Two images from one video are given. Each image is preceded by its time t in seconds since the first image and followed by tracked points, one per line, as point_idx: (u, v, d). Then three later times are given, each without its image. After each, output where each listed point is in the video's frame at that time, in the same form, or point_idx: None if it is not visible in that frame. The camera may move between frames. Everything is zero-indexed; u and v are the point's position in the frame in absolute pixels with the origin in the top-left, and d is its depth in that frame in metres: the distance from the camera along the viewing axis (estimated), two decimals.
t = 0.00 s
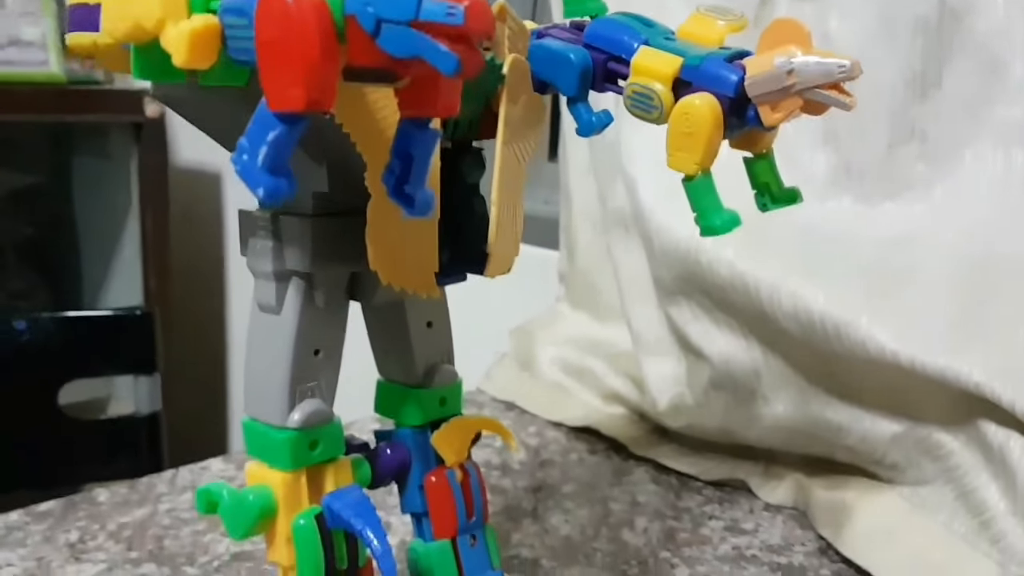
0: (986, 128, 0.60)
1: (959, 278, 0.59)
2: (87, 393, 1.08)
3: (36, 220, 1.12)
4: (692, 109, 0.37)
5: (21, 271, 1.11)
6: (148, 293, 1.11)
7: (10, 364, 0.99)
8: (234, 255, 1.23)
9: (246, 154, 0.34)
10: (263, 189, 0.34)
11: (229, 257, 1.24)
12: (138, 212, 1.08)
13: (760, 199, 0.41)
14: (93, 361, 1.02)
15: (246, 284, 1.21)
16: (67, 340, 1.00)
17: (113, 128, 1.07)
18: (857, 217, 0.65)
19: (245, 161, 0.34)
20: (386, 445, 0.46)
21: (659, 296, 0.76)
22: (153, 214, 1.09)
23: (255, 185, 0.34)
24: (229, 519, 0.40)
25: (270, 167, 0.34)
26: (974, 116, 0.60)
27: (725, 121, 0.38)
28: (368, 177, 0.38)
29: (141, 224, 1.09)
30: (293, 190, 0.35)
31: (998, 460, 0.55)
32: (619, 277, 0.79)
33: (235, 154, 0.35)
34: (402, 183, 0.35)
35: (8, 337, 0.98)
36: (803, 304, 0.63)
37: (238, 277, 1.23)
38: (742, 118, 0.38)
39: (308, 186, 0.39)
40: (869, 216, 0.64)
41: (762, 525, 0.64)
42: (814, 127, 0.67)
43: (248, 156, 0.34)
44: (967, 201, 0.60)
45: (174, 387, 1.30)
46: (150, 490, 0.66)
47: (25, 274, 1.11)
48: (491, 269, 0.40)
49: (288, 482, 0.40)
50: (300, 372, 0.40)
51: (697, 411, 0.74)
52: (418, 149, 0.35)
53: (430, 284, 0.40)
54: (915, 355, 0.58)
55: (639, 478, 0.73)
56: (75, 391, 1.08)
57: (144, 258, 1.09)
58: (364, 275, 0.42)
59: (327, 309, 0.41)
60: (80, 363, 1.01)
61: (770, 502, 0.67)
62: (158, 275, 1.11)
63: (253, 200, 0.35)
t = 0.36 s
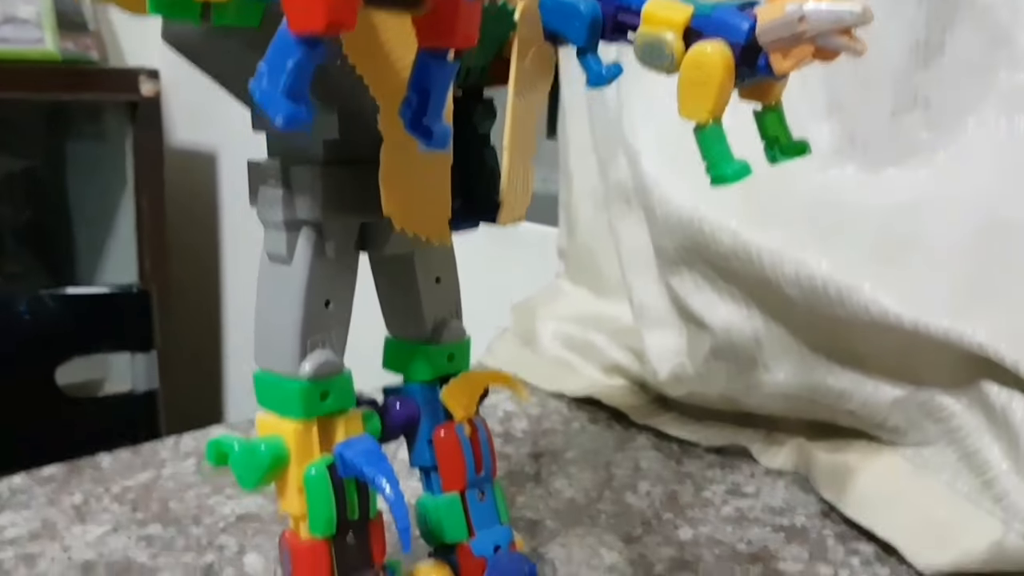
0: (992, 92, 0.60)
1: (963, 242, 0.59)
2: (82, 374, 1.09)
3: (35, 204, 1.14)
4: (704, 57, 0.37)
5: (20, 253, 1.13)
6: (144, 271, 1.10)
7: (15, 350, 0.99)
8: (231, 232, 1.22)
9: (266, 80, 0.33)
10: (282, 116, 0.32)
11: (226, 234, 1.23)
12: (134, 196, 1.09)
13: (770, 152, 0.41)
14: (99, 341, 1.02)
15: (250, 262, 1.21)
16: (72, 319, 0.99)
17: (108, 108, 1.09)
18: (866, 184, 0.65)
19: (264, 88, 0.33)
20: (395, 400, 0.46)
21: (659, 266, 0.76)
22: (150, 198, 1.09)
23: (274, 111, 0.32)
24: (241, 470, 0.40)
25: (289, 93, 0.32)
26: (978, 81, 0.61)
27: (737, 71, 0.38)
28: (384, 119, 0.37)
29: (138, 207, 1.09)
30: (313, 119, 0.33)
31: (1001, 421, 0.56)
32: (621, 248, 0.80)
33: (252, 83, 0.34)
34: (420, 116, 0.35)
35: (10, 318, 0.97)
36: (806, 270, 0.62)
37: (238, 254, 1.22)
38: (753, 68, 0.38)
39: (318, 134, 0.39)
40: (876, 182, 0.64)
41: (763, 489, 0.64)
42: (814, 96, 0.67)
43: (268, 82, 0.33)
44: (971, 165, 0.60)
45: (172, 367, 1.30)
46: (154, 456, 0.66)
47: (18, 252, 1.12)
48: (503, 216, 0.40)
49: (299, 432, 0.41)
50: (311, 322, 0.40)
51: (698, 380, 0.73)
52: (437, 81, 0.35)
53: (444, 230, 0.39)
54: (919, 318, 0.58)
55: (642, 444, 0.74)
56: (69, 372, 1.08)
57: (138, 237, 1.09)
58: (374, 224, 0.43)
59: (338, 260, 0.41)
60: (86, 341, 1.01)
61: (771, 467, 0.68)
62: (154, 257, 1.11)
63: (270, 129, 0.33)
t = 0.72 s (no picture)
0: (995, 61, 0.60)
1: (966, 209, 0.59)
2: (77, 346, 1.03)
3: (26, 172, 1.12)
4: (718, 2, 0.36)
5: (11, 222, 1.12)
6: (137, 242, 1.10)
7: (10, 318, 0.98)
8: (224, 202, 1.20)
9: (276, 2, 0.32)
10: (292, 40, 0.32)
11: (218, 204, 1.21)
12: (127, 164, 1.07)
13: (781, 105, 0.41)
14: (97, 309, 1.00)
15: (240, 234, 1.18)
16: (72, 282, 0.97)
17: (99, 76, 1.08)
18: (867, 151, 0.64)
19: (275, 10, 0.32)
20: (397, 354, 0.46)
21: (660, 233, 0.75)
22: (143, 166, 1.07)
23: (285, 34, 0.32)
24: (243, 419, 0.40)
25: (301, 16, 0.32)
26: (984, 48, 0.60)
27: (750, 19, 0.38)
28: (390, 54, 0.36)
29: (131, 176, 1.07)
30: (324, 44, 0.33)
31: (1001, 387, 0.57)
32: (620, 215, 0.79)
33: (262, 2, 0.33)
34: (432, 47, 0.34)
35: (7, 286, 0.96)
36: (809, 236, 0.62)
37: (229, 225, 1.20)
38: (766, 17, 0.38)
39: (325, 77, 0.38)
40: (877, 149, 0.63)
41: (762, 454, 0.65)
42: (818, 61, 0.66)
43: (279, 5, 0.32)
44: (975, 132, 0.60)
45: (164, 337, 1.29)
46: (150, 416, 0.65)
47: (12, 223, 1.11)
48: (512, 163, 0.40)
49: (302, 382, 0.40)
50: (314, 270, 0.40)
51: (697, 348, 0.73)
52: (451, 8, 0.34)
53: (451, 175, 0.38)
54: (922, 283, 0.58)
55: (640, 411, 0.74)
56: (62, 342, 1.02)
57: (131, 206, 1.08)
58: (379, 172, 0.42)
59: (342, 208, 0.40)
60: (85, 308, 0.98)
61: (770, 433, 0.68)
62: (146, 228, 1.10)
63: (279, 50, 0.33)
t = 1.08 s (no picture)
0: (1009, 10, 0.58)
1: (976, 162, 0.58)
2: (75, 314, 1.00)
3: (24, 135, 1.09)
4: None
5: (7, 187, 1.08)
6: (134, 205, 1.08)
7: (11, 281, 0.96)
8: (222, 165, 1.19)
9: None
10: None
11: (217, 167, 1.20)
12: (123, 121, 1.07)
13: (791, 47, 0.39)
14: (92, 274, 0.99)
15: (241, 196, 1.18)
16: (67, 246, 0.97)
17: (95, 36, 1.06)
18: (876, 106, 0.62)
19: None
20: (396, 306, 0.45)
21: (663, 191, 0.74)
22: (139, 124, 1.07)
23: None
24: (238, 370, 0.39)
25: None
26: None
27: None
28: None
29: (127, 132, 1.06)
30: None
31: (1012, 342, 0.56)
32: (623, 173, 0.78)
33: None
34: None
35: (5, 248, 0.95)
36: (816, 191, 0.61)
37: (228, 189, 1.19)
38: None
39: (319, 12, 0.37)
40: (886, 103, 0.62)
41: (767, 412, 0.64)
42: (826, 12, 0.65)
43: None
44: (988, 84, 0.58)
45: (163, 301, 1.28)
46: (147, 374, 0.64)
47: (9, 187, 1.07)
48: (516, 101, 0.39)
49: (299, 333, 0.39)
50: (309, 217, 0.39)
51: (701, 309, 0.72)
52: None
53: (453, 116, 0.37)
54: (932, 238, 0.57)
55: (643, 370, 0.73)
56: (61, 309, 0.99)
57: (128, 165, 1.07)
58: (375, 115, 0.41)
59: (337, 152, 0.39)
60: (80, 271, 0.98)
61: (774, 392, 0.68)
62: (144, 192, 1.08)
63: None
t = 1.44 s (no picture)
0: None
1: (991, 105, 0.56)
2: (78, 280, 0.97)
3: (24, 103, 1.06)
4: None
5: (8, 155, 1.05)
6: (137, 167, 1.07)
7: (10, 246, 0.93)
8: (222, 127, 1.18)
9: None
10: None
11: (217, 130, 1.19)
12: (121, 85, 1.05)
13: None
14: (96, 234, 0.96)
15: (240, 157, 1.16)
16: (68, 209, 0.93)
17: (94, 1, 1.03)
18: (886, 51, 0.60)
19: None
20: (400, 255, 0.43)
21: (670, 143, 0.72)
22: (137, 87, 1.06)
23: None
24: (240, 318, 0.38)
25: None
26: None
27: None
28: None
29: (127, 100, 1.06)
30: None
31: None
32: (629, 126, 0.76)
33: None
34: None
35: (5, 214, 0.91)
36: (827, 137, 0.60)
37: (229, 151, 1.18)
38: None
39: None
40: (897, 48, 0.60)
41: (778, 364, 0.64)
42: None
43: None
44: (1003, 25, 0.57)
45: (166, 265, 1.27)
46: (149, 332, 0.64)
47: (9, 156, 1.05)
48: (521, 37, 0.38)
49: (300, 280, 0.38)
50: (308, 158, 0.38)
51: (710, 262, 0.71)
52: None
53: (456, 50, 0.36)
54: (947, 183, 0.56)
55: (651, 326, 0.72)
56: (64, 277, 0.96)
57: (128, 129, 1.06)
58: (376, 54, 0.40)
59: (337, 91, 0.38)
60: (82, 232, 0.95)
61: (785, 344, 0.67)
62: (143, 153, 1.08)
63: None
